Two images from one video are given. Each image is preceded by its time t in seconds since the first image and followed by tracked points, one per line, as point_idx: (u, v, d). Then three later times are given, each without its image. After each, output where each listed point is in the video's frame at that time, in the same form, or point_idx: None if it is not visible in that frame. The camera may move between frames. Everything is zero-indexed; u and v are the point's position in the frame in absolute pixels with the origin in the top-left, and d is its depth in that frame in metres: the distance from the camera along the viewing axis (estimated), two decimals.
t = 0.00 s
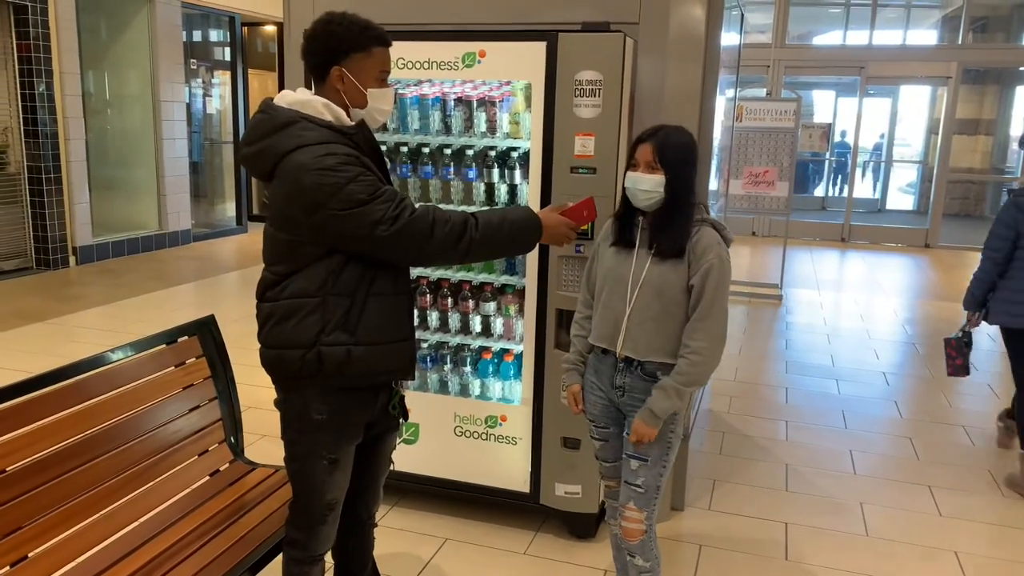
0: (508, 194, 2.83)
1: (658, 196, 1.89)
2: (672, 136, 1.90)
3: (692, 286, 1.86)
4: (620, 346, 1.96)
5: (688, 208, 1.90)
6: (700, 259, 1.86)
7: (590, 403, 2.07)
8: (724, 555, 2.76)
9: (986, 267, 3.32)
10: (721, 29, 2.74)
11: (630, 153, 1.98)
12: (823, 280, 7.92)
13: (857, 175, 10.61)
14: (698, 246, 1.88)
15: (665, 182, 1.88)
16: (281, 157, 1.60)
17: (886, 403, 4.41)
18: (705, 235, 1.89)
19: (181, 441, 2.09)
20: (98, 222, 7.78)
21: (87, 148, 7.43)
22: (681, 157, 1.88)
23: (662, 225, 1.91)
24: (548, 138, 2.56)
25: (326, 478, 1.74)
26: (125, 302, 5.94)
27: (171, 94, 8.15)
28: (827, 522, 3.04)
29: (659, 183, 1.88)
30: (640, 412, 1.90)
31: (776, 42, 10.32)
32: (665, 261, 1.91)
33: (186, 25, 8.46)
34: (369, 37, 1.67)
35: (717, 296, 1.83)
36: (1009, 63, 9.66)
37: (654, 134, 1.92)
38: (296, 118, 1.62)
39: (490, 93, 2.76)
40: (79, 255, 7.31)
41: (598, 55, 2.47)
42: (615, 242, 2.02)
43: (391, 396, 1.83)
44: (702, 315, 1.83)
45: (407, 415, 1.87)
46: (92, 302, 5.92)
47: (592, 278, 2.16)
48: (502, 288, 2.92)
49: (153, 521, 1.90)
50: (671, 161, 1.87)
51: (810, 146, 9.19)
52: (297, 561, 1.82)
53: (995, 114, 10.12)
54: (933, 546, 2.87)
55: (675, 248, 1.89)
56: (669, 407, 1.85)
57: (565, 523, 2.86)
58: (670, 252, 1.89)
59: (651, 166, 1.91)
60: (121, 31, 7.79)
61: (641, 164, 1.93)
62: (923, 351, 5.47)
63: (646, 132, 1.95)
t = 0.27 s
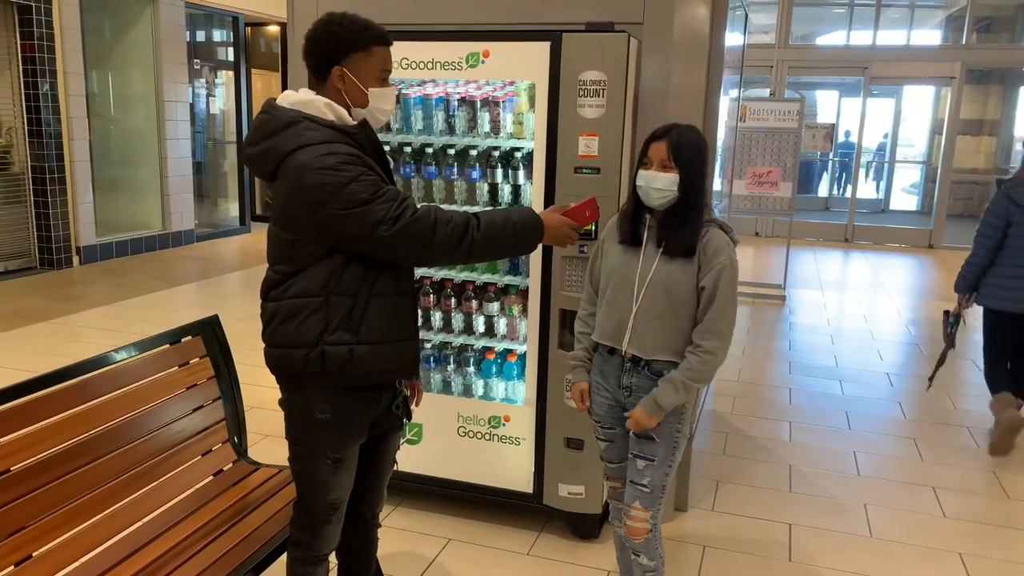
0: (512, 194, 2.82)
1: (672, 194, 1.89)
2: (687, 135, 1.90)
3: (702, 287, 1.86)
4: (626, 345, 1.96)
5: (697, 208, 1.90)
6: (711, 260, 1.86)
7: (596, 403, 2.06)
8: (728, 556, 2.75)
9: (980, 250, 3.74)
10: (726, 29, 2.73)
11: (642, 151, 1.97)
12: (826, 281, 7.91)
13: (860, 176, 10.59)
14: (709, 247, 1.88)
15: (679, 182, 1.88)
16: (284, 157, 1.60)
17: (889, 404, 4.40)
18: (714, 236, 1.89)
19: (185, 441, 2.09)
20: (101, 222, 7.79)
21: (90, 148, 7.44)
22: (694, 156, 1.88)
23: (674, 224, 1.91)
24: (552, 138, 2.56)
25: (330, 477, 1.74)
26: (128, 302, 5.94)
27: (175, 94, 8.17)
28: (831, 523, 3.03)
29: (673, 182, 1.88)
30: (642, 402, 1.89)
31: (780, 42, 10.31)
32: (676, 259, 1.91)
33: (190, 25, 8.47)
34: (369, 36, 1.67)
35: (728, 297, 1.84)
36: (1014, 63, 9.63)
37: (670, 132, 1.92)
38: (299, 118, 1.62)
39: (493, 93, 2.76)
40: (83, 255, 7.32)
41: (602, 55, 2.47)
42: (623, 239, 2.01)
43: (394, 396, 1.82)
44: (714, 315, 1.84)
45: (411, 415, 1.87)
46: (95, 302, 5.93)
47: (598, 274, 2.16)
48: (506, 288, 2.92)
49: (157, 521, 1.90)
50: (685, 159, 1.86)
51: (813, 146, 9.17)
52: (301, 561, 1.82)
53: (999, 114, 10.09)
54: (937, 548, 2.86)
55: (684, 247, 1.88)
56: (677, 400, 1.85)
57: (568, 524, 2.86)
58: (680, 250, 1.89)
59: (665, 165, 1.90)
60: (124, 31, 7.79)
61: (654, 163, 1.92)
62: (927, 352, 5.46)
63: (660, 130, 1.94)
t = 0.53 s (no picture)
0: (515, 194, 2.81)
1: (677, 195, 1.89)
2: (693, 136, 1.90)
3: (713, 290, 1.87)
4: (633, 345, 1.96)
5: (704, 210, 1.90)
6: (720, 262, 1.88)
7: (601, 403, 2.06)
8: (731, 557, 2.75)
9: (969, 247, 3.84)
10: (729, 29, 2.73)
11: (648, 151, 1.97)
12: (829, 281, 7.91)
13: (863, 176, 10.57)
14: (718, 249, 1.89)
15: (686, 182, 1.88)
16: (287, 157, 1.60)
17: (892, 404, 4.39)
18: (723, 238, 1.90)
19: (188, 441, 2.09)
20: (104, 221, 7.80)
21: (93, 148, 7.45)
22: (702, 157, 1.88)
23: (682, 225, 1.91)
24: (555, 139, 2.56)
25: (333, 476, 1.74)
26: (131, 302, 5.95)
27: (178, 94, 8.18)
28: (834, 523, 3.02)
29: (679, 183, 1.88)
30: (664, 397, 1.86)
31: (782, 42, 10.29)
32: (684, 262, 1.91)
33: (192, 25, 8.48)
34: (372, 36, 1.66)
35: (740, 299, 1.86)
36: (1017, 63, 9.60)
37: (675, 133, 1.91)
38: (303, 118, 1.62)
39: (496, 93, 2.76)
40: (86, 255, 7.33)
41: (605, 55, 2.47)
42: (628, 238, 2.01)
43: (397, 395, 1.83)
44: (729, 317, 1.85)
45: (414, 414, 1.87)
46: (98, 302, 5.93)
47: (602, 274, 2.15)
48: (509, 288, 2.91)
49: (161, 521, 1.90)
50: (692, 160, 1.87)
51: (816, 146, 9.15)
52: (303, 561, 1.82)
53: (1002, 115, 10.05)
54: (941, 548, 2.85)
55: (695, 250, 1.89)
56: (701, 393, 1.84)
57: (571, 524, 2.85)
58: (687, 253, 1.89)
59: (671, 165, 1.90)
60: (127, 32, 7.80)
61: (659, 163, 1.92)
62: (929, 352, 5.45)
63: (667, 131, 1.94)
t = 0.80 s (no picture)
0: (517, 196, 2.80)
1: (682, 196, 1.89)
2: (697, 135, 1.90)
3: (727, 289, 1.87)
4: (640, 346, 1.95)
5: (711, 210, 1.90)
6: (734, 259, 1.88)
7: (606, 408, 2.05)
8: (734, 558, 2.75)
9: (946, 238, 4.22)
10: (731, 29, 2.72)
11: (652, 152, 1.97)
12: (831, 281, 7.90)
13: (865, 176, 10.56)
14: (730, 248, 1.90)
15: (691, 182, 1.88)
16: (289, 157, 1.61)
17: (895, 405, 4.39)
18: (734, 237, 1.90)
19: (190, 442, 2.09)
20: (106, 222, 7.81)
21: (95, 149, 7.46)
22: (707, 157, 1.88)
23: (690, 225, 1.91)
24: (557, 139, 2.56)
25: (333, 477, 1.74)
26: (132, 303, 5.95)
27: (180, 95, 8.19)
28: (837, 525, 3.02)
29: (683, 184, 1.88)
30: (708, 391, 1.85)
31: (784, 42, 10.28)
32: (694, 262, 1.91)
33: (194, 26, 8.48)
34: (375, 36, 1.66)
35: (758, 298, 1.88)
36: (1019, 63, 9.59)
37: (678, 133, 1.92)
38: (304, 118, 1.62)
39: (498, 93, 2.76)
40: (88, 255, 7.34)
41: (607, 55, 2.47)
42: (635, 239, 2.00)
43: (399, 397, 1.82)
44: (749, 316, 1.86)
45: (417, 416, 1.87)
46: (99, 303, 5.93)
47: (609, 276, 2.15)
48: (511, 289, 2.91)
49: (162, 522, 1.89)
50: (697, 160, 1.86)
51: (818, 146, 9.16)
52: (304, 561, 1.82)
53: (1004, 116, 9.95)
54: (944, 549, 2.85)
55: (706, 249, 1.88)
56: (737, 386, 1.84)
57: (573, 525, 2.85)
58: (698, 254, 1.89)
59: (674, 166, 1.90)
60: (129, 32, 7.81)
61: (663, 164, 1.92)
62: (932, 352, 5.45)
63: (670, 131, 1.94)
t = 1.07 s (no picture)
0: (519, 196, 2.80)
1: (686, 190, 1.88)
2: (703, 131, 1.88)
3: (743, 288, 1.87)
4: (653, 345, 1.95)
5: (727, 203, 1.89)
6: (749, 255, 1.88)
7: (616, 409, 2.06)
8: (736, 559, 2.74)
9: (932, 233, 4.39)
10: (734, 30, 2.72)
11: (661, 147, 1.98)
12: (832, 282, 7.90)
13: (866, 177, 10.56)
14: (745, 245, 1.89)
15: (697, 177, 1.87)
16: (290, 158, 1.61)
17: (898, 407, 4.38)
18: (749, 235, 1.90)
19: (193, 442, 2.09)
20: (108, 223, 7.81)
21: (96, 150, 7.46)
22: (716, 151, 1.86)
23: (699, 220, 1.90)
24: (559, 140, 2.55)
25: (332, 476, 1.73)
26: (133, 303, 5.95)
27: (181, 96, 8.19)
28: (839, 526, 3.02)
29: (687, 177, 1.87)
30: (715, 394, 1.85)
31: (786, 43, 10.26)
32: (709, 260, 1.90)
33: (195, 27, 8.48)
34: (379, 37, 1.66)
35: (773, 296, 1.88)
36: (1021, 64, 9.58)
37: (685, 128, 1.91)
38: (307, 120, 1.62)
39: (500, 94, 2.77)
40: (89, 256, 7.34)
41: (609, 56, 2.46)
42: (646, 236, 2.00)
43: (401, 398, 1.82)
44: (764, 315, 1.85)
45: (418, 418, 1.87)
46: (101, 303, 5.93)
47: (619, 275, 2.14)
48: (513, 290, 2.92)
49: (165, 523, 1.89)
50: (704, 153, 1.85)
51: (820, 147, 9.16)
52: (307, 562, 1.82)
53: (1006, 116, 10.01)
54: (946, 551, 2.85)
55: (721, 246, 1.88)
56: (750, 386, 1.83)
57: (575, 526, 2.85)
58: (713, 251, 1.88)
59: (680, 160, 1.90)
60: (131, 33, 7.82)
61: (669, 158, 1.92)
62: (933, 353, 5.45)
63: (678, 125, 1.94)
